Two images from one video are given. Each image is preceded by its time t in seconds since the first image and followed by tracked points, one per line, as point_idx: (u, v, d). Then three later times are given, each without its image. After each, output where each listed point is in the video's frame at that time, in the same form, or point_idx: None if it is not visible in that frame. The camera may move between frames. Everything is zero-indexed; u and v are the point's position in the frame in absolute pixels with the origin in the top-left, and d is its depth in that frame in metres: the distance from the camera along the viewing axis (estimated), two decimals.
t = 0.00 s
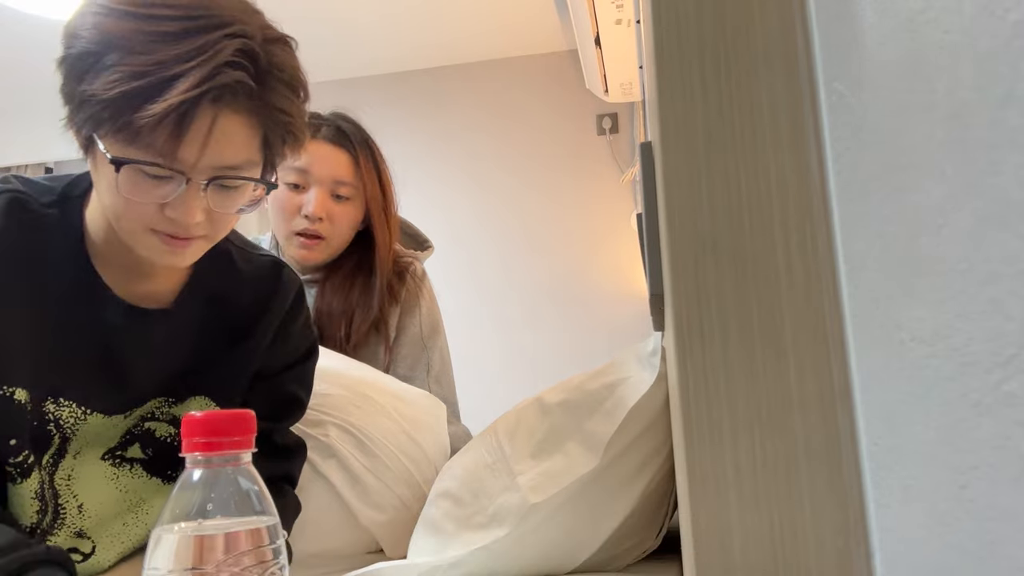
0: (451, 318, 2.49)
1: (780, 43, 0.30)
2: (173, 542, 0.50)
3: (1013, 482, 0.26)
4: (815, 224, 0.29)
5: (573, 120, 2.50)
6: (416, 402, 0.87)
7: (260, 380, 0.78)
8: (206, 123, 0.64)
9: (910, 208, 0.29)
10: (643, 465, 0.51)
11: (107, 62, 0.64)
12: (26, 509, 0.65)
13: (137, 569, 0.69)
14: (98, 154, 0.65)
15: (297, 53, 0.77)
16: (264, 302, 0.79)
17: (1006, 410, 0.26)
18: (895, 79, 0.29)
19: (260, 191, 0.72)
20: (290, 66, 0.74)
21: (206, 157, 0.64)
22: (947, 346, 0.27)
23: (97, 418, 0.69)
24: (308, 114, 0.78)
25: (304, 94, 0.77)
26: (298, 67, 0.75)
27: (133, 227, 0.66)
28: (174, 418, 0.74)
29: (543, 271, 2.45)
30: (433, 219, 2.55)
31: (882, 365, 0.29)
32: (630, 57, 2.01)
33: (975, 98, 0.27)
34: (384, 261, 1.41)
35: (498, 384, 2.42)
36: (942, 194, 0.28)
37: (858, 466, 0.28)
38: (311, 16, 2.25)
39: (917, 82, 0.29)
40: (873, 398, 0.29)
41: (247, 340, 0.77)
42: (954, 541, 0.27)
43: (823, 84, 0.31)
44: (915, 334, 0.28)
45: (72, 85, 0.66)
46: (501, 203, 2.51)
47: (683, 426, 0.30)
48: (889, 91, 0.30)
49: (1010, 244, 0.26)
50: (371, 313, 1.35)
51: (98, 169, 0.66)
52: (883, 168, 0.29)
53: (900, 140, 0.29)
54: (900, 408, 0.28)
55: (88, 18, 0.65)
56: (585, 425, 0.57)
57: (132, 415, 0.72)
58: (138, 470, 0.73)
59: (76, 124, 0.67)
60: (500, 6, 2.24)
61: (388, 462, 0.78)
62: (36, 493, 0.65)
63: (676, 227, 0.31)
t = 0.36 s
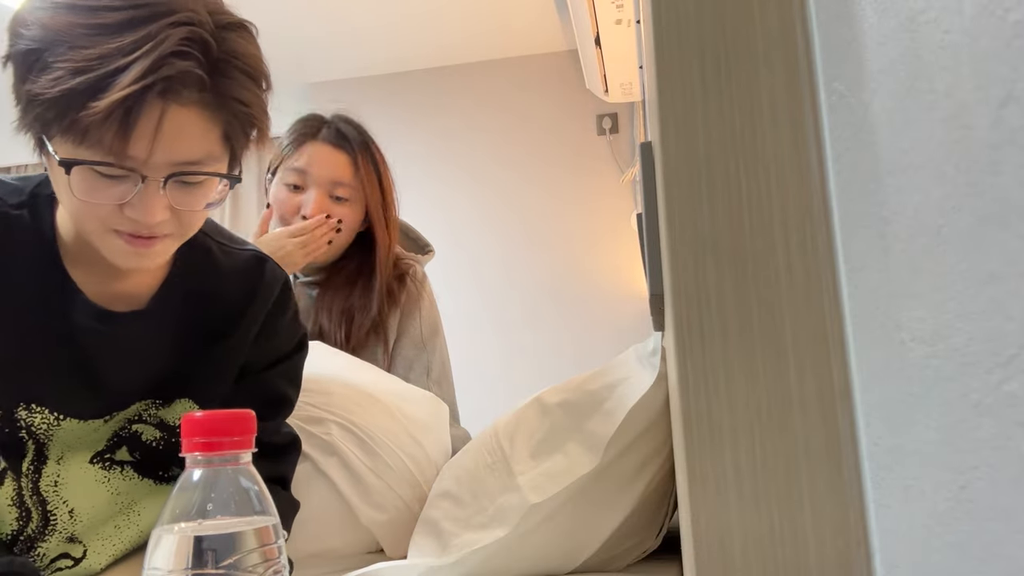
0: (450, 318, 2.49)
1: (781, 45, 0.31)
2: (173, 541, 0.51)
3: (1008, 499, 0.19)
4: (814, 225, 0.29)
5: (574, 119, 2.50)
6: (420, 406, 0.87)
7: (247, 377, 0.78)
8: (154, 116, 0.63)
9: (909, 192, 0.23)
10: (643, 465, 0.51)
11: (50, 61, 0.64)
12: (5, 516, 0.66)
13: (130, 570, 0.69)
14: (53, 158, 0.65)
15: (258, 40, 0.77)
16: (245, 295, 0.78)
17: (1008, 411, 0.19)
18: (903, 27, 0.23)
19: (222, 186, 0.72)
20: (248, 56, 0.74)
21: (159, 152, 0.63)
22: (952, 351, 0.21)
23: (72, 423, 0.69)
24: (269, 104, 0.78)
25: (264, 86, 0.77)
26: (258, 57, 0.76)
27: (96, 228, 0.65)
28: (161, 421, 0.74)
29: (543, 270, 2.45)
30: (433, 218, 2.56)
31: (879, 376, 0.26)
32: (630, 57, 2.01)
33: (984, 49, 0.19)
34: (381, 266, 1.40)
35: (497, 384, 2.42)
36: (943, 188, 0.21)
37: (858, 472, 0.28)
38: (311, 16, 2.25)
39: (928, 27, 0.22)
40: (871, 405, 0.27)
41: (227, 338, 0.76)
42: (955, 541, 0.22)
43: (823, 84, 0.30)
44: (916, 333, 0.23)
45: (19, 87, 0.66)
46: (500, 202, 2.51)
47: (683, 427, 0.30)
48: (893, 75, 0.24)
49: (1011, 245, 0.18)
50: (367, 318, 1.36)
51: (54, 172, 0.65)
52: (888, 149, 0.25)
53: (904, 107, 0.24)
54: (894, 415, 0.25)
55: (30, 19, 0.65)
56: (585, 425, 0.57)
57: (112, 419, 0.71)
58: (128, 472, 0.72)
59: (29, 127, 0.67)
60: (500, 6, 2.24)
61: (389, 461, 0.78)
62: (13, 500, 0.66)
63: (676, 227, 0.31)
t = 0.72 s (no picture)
0: (450, 318, 2.49)
1: (781, 45, 0.31)
2: (173, 543, 0.51)
3: (1008, 498, 0.19)
4: (814, 225, 0.29)
5: (574, 119, 2.50)
6: (419, 405, 0.87)
7: (243, 372, 0.78)
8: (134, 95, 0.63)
9: (909, 192, 0.23)
10: (643, 465, 0.51)
11: (30, 45, 0.64)
12: (5, 509, 0.67)
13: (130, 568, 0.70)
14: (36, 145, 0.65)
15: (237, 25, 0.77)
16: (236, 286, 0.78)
17: (1008, 410, 0.19)
18: (903, 28, 0.23)
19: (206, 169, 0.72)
20: (228, 38, 0.74)
21: (140, 131, 0.63)
22: (953, 352, 0.21)
23: (67, 416, 0.69)
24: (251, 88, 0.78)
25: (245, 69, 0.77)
26: (237, 39, 0.75)
27: (81, 215, 0.65)
28: (160, 415, 0.72)
29: (543, 270, 2.45)
30: (433, 218, 2.56)
31: (878, 377, 0.26)
32: (630, 57, 2.01)
33: (984, 51, 0.19)
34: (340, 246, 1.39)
35: (497, 384, 2.42)
36: (943, 188, 0.21)
37: (858, 473, 0.28)
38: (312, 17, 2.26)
39: (928, 27, 0.22)
40: (871, 406, 0.27)
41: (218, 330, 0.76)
42: (956, 542, 0.22)
43: (822, 85, 0.30)
44: (917, 333, 0.23)
45: None
46: (500, 201, 2.51)
47: (683, 427, 0.30)
48: (893, 75, 0.24)
49: (1011, 246, 0.18)
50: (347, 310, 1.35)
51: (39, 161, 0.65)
52: (887, 149, 0.25)
53: (904, 108, 0.24)
54: (894, 414, 0.25)
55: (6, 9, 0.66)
56: (585, 425, 0.57)
57: (108, 413, 0.71)
58: (128, 468, 0.71)
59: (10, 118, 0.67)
60: (501, 6, 2.24)
61: (389, 459, 0.78)
62: (11, 492, 0.67)
63: (676, 227, 0.31)
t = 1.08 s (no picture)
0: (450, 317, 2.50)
1: (781, 45, 0.31)
2: (173, 543, 0.51)
3: (1008, 499, 0.19)
4: (814, 225, 0.29)
5: (574, 119, 2.50)
6: (417, 402, 0.86)
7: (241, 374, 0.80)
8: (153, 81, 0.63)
9: (910, 190, 0.23)
10: (644, 465, 0.50)
11: (48, 30, 0.63)
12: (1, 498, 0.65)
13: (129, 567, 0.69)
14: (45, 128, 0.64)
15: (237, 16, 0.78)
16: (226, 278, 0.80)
17: (1007, 411, 0.19)
18: (903, 27, 0.23)
19: (208, 153, 0.72)
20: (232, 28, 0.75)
21: (157, 116, 0.63)
22: (953, 353, 0.21)
23: (65, 404, 0.68)
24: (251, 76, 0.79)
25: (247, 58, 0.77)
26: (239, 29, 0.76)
27: (89, 200, 0.64)
28: (159, 407, 0.73)
29: (543, 270, 2.45)
30: (433, 217, 2.56)
31: (878, 376, 0.26)
32: (630, 57, 2.00)
33: (983, 51, 0.19)
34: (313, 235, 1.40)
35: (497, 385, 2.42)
36: (943, 187, 0.21)
37: (858, 472, 0.28)
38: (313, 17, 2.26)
39: (929, 27, 0.22)
40: (870, 406, 0.27)
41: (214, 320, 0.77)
42: (955, 542, 0.22)
43: (823, 85, 0.30)
44: (917, 334, 0.23)
45: (5, 58, 0.64)
46: (500, 201, 2.51)
47: (683, 427, 0.30)
48: (893, 75, 0.24)
49: (1012, 246, 0.18)
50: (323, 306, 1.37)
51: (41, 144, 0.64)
52: (887, 149, 0.25)
53: (904, 108, 0.24)
54: (893, 414, 0.25)
55: None
56: (585, 426, 0.57)
57: (105, 403, 0.70)
58: (126, 461, 0.72)
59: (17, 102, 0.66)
60: (501, 7, 2.24)
61: (388, 457, 0.77)
62: (9, 482, 0.65)
63: (675, 226, 0.31)
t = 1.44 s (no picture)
0: (450, 316, 2.49)
1: (782, 45, 0.31)
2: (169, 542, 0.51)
3: (1008, 499, 0.19)
4: (814, 225, 0.29)
5: (574, 119, 2.51)
6: (417, 402, 0.87)
7: (235, 378, 0.80)
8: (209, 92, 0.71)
9: (910, 191, 0.23)
10: (644, 465, 0.50)
11: (108, 32, 0.66)
12: None
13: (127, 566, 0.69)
14: (85, 120, 0.67)
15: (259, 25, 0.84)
16: (219, 281, 0.80)
17: (1007, 411, 0.19)
18: (903, 27, 0.24)
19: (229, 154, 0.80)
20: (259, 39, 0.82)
21: (206, 125, 0.71)
22: (953, 354, 0.21)
23: (44, 400, 0.69)
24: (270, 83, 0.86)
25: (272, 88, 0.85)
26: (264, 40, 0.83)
27: (116, 198, 0.68)
28: (154, 410, 0.72)
29: (543, 270, 2.45)
30: (434, 218, 2.56)
31: (878, 375, 0.26)
32: (630, 57, 2.01)
33: (983, 49, 0.19)
34: (352, 247, 1.41)
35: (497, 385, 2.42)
36: (942, 187, 0.21)
37: (858, 473, 0.28)
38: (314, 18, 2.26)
39: (928, 27, 0.22)
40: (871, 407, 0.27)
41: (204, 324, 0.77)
42: (955, 542, 0.22)
43: (823, 86, 0.30)
44: (917, 335, 0.23)
45: (56, 56, 0.67)
46: (501, 201, 2.51)
47: (683, 428, 0.30)
48: (893, 75, 0.24)
49: (1011, 245, 0.18)
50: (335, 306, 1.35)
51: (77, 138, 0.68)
52: (887, 149, 0.25)
53: (903, 109, 0.24)
54: (894, 416, 0.25)
55: None
56: (584, 426, 0.57)
57: (89, 403, 0.70)
58: (118, 461, 0.71)
59: (49, 90, 0.68)
60: (501, 7, 2.25)
61: (388, 457, 0.78)
62: None
63: (675, 227, 0.31)
